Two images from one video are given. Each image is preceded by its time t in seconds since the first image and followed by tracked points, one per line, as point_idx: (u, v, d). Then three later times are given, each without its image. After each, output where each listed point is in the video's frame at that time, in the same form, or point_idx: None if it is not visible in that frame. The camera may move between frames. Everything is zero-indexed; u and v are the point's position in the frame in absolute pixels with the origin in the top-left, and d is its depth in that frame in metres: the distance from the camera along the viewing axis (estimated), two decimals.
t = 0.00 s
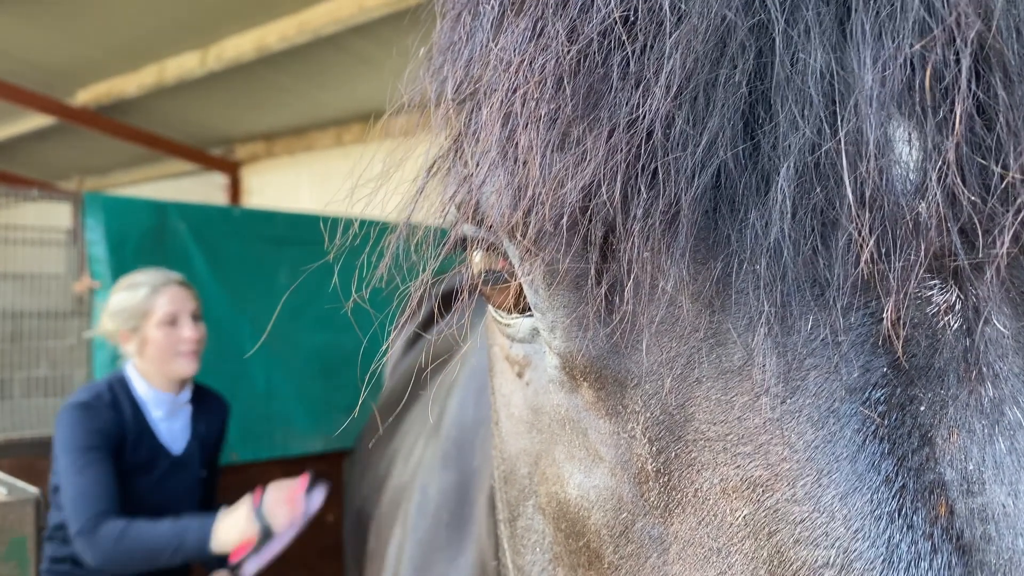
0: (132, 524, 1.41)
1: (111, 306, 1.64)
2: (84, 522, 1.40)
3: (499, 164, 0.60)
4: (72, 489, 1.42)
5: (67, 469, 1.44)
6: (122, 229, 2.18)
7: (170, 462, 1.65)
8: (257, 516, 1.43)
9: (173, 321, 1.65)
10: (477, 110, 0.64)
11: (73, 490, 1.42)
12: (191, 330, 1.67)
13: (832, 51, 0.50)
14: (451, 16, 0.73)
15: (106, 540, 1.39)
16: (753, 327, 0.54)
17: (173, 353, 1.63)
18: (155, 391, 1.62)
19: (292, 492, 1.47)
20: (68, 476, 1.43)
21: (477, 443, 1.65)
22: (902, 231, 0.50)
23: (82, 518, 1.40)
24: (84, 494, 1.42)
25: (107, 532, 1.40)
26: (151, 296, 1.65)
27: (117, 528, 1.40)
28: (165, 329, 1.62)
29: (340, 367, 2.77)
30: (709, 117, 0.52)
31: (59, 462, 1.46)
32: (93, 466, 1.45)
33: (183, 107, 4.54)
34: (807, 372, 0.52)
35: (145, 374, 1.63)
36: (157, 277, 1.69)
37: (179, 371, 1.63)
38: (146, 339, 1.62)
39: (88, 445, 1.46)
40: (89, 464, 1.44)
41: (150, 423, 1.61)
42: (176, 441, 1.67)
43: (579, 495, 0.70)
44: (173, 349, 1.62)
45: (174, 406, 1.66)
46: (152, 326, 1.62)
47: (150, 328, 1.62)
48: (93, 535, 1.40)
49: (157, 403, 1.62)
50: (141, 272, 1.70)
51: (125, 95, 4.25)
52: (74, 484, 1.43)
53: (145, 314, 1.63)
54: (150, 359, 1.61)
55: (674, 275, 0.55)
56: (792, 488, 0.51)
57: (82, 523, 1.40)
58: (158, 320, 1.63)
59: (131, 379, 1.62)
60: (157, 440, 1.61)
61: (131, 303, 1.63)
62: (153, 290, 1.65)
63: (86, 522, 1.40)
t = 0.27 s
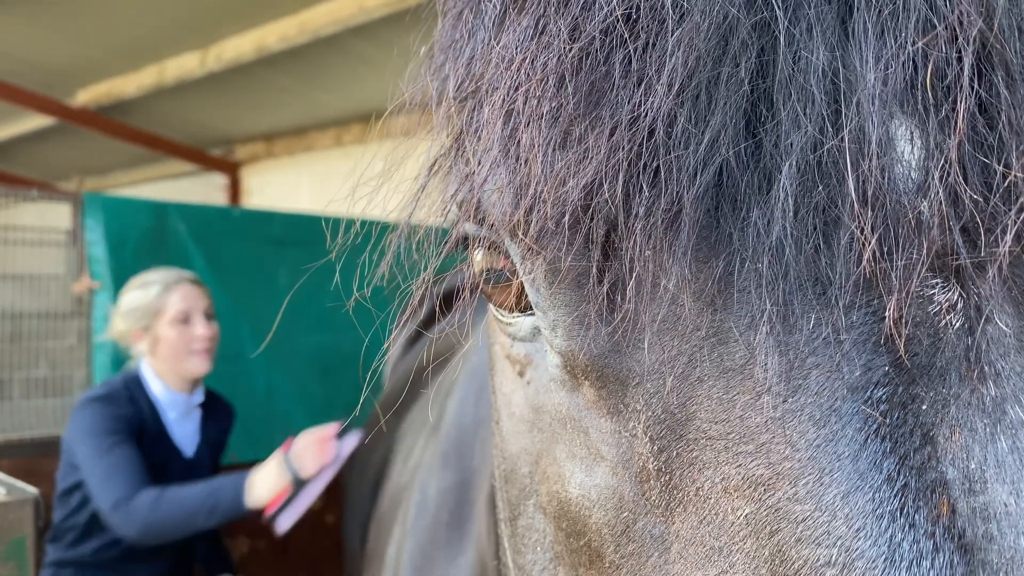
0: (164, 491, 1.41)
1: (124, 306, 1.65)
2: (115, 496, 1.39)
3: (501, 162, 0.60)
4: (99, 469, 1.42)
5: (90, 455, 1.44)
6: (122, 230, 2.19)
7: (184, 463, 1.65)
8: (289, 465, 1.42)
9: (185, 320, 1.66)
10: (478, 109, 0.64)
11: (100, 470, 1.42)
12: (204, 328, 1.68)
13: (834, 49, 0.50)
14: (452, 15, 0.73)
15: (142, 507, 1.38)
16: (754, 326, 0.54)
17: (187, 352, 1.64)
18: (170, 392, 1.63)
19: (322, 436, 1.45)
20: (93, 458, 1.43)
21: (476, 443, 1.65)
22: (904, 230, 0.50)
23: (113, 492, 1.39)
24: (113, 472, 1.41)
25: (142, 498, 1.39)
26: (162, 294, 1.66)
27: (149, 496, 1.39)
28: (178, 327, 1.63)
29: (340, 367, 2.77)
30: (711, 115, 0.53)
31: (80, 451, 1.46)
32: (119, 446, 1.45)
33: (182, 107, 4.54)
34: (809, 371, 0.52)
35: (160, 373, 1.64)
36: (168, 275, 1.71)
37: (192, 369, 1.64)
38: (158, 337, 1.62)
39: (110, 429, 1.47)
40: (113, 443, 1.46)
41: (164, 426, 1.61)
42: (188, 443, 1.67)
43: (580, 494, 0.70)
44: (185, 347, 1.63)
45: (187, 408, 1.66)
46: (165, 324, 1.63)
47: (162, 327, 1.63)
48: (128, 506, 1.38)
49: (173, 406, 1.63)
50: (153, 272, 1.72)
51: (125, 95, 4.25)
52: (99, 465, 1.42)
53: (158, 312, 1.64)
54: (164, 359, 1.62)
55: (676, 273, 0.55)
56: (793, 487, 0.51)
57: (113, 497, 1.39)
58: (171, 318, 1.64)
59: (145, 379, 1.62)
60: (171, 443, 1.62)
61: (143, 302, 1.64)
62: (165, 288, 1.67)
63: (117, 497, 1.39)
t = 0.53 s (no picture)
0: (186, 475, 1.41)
1: (132, 305, 1.66)
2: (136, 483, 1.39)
3: (501, 163, 0.60)
4: (118, 457, 1.42)
5: (106, 446, 1.44)
6: (121, 230, 2.19)
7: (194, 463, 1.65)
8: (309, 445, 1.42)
9: (191, 318, 1.65)
10: (478, 109, 0.64)
11: (117, 460, 1.42)
12: (211, 326, 1.68)
13: (834, 50, 0.50)
14: (452, 15, 0.73)
15: (164, 491, 1.38)
16: (755, 326, 0.54)
17: (194, 350, 1.63)
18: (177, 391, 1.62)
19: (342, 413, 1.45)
20: (108, 449, 1.43)
21: (476, 443, 1.65)
22: (904, 230, 0.50)
23: (134, 479, 1.39)
24: (131, 460, 1.41)
25: (166, 482, 1.40)
26: (169, 293, 1.66)
27: (171, 480, 1.39)
28: (184, 325, 1.63)
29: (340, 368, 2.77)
30: (712, 116, 0.52)
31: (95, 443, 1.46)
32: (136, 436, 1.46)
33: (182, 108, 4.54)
34: (809, 371, 0.52)
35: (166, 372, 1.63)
36: (175, 274, 1.71)
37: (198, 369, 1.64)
38: (165, 335, 1.62)
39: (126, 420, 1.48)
40: (131, 433, 1.46)
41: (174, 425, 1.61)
42: (194, 444, 1.67)
43: (581, 494, 0.70)
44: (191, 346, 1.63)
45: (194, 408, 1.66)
46: (172, 322, 1.63)
47: (168, 325, 1.63)
48: (150, 491, 1.38)
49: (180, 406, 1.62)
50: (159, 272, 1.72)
51: (124, 95, 4.25)
52: (117, 454, 1.42)
53: (164, 311, 1.64)
54: (170, 358, 1.62)
55: (676, 273, 0.54)
56: (794, 488, 0.51)
57: (133, 485, 1.39)
58: (177, 316, 1.64)
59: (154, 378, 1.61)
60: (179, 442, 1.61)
61: (150, 300, 1.64)
62: (171, 287, 1.67)
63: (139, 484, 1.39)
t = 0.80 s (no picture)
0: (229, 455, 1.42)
1: (145, 301, 1.67)
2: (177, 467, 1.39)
3: (503, 162, 0.60)
4: (152, 444, 1.42)
5: (138, 435, 1.43)
6: (121, 230, 2.19)
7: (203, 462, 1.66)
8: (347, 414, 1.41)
9: (204, 315, 1.65)
10: (479, 110, 0.64)
11: (153, 447, 1.41)
12: (223, 323, 1.67)
13: (836, 50, 0.50)
14: (452, 15, 0.73)
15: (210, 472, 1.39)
16: (758, 326, 0.54)
17: (207, 348, 1.63)
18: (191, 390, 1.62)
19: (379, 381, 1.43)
20: (140, 439, 1.42)
21: (476, 443, 1.65)
22: (907, 230, 0.50)
23: (175, 463, 1.39)
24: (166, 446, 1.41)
25: (209, 463, 1.40)
26: (181, 290, 1.66)
27: (216, 461, 1.40)
28: (196, 323, 1.63)
29: (340, 368, 2.76)
30: (714, 115, 0.52)
31: (122, 433, 1.44)
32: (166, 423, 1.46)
33: (181, 108, 4.53)
34: (813, 371, 0.52)
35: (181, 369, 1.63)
36: (187, 271, 1.71)
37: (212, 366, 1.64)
38: (177, 333, 1.63)
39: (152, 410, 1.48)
40: (160, 421, 1.46)
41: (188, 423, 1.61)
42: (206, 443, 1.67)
43: (583, 495, 0.70)
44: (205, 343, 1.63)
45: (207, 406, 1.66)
46: (184, 319, 1.63)
47: (182, 322, 1.63)
48: (195, 474, 1.39)
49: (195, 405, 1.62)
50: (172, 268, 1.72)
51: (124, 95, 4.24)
52: (151, 442, 1.42)
53: (176, 308, 1.65)
54: (183, 355, 1.62)
55: (679, 274, 0.54)
56: (798, 487, 0.51)
57: (174, 470, 1.39)
58: (189, 314, 1.64)
59: (166, 372, 1.61)
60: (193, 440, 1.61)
61: (162, 297, 1.65)
62: (183, 283, 1.67)
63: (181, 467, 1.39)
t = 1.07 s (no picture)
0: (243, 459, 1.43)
1: (150, 300, 1.67)
2: (191, 473, 1.40)
3: (504, 164, 0.60)
4: (165, 448, 1.42)
5: (149, 438, 1.43)
6: (121, 230, 2.19)
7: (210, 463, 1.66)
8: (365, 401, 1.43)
9: (210, 314, 1.65)
10: (480, 111, 0.64)
11: (165, 451, 1.41)
12: (229, 322, 1.67)
13: (836, 52, 0.50)
14: (452, 17, 0.73)
15: (224, 476, 1.40)
16: (759, 327, 0.54)
17: (213, 348, 1.64)
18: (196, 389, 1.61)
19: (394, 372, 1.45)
20: (152, 441, 1.42)
21: (475, 444, 1.65)
22: (908, 230, 0.50)
23: (189, 469, 1.40)
24: (178, 451, 1.42)
25: (223, 469, 1.41)
26: (187, 289, 1.66)
27: (230, 466, 1.41)
28: (203, 322, 1.63)
29: (340, 368, 2.76)
30: (715, 116, 0.52)
31: (133, 435, 1.44)
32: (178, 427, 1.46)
33: (181, 108, 4.53)
34: (814, 372, 0.52)
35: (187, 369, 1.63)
36: (192, 269, 1.71)
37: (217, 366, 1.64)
38: (183, 332, 1.63)
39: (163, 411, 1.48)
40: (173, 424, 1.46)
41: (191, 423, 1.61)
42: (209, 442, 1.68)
43: (584, 496, 0.70)
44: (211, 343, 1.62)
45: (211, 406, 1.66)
46: (190, 318, 1.63)
47: (187, 322, 1.63)
48: (209, 479, 1.40)
49: (198, 404, 1.62)
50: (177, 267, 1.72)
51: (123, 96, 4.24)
52: (164, 445, 1.42)
53: (181, 307, 1.65)
54: (189, 354, 1.62)
55: (680, 275, 0.54)
56: (799, 488, 0.51)
57: (189, 475, 1.39)
58: (195, 313, 1.63)
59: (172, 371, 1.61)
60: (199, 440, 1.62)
61: (169, 296, 1.65)
62: (189, 282, 1.67)
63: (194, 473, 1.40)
